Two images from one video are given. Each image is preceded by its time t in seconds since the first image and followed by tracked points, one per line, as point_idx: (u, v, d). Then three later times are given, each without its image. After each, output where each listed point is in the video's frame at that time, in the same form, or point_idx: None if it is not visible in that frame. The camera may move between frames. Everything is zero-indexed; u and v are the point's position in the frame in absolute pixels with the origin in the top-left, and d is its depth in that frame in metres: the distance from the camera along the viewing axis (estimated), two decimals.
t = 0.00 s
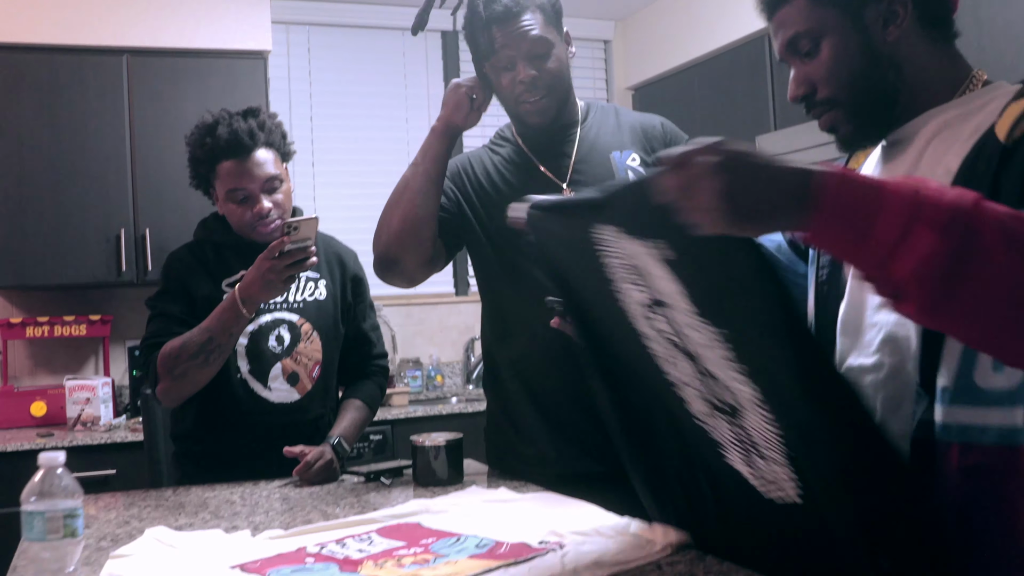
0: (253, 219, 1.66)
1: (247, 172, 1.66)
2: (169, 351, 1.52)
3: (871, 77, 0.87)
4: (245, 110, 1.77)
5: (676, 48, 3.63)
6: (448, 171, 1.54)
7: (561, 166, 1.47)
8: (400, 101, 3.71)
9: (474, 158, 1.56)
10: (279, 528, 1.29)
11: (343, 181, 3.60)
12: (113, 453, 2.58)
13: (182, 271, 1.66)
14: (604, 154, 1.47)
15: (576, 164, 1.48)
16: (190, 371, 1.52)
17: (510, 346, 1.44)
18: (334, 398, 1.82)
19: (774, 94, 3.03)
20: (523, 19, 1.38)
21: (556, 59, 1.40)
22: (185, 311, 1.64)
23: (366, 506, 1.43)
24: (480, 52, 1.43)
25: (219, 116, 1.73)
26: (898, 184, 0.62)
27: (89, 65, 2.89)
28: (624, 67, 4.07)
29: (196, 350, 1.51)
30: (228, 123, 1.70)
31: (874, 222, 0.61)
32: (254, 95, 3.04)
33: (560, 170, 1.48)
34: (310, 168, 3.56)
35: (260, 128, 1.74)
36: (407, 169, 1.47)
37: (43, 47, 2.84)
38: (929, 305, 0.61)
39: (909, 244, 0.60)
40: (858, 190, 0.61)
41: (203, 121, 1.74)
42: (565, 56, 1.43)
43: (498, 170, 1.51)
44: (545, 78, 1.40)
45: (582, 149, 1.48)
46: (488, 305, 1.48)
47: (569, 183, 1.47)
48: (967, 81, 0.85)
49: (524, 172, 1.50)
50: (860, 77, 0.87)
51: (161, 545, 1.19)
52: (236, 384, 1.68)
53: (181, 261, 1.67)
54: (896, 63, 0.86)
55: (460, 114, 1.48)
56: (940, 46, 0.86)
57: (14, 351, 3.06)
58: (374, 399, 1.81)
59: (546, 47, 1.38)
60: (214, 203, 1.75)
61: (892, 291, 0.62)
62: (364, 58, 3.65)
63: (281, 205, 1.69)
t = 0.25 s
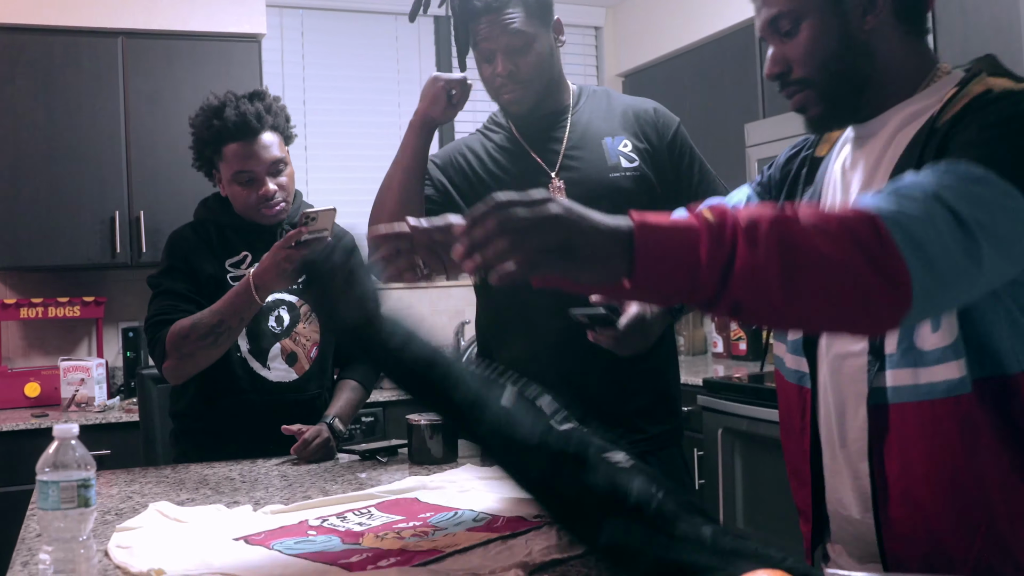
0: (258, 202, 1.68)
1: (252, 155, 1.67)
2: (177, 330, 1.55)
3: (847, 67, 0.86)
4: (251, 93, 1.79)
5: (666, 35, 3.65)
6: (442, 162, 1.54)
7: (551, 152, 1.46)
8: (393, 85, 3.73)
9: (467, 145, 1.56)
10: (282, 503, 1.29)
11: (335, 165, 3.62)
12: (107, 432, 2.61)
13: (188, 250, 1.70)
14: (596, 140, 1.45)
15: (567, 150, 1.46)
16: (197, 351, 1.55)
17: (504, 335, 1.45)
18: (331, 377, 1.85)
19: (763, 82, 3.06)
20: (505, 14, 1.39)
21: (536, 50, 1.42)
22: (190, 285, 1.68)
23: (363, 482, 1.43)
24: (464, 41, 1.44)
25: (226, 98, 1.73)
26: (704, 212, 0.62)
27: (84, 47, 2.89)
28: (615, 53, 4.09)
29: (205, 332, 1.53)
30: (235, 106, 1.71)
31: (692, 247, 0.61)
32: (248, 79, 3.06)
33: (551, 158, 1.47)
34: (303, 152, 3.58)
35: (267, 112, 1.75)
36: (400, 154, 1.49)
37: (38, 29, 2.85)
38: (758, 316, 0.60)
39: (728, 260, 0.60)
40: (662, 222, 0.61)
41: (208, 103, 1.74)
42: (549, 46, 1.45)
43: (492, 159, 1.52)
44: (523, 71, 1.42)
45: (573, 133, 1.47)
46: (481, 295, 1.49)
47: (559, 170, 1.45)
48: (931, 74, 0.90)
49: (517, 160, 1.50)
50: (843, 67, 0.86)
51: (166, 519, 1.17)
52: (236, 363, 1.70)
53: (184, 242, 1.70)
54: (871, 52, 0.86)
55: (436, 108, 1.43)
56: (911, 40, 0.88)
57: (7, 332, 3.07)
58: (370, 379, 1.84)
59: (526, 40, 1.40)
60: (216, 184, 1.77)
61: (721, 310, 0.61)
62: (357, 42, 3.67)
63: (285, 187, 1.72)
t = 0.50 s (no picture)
0: (268, 211, 1.71)
1: (263, 164, 1.71)
2: (193, 338, 1.56)
3: (805, 93, 0.95)
4: (264, 104, 1.81)
5: (662, 49, 3.69)
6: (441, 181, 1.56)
7: (544, 165, 1.48)
8: (391, 95, 3.75)
9: (464, 163, 1.57)
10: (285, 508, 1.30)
11: (333, 173, 3.65)
12: (105, 438, 2.62)
13: (197, 254, 1.71)
14: (590, 154, 1.49)
15: (561, 165, 1.48)
16: (210, 360, 1.56)
17: (505, 348, 1.46)
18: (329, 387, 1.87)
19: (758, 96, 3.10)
20: (498, 29, 1.44)
21: (530, 67, 1.45)
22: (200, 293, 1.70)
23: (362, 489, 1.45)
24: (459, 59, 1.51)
25: (240, 107, 1.76)
26: (882, 416, 0.75)
27: (86, 54, 2.91)
28: (611, 66, 4.13)
29: (221, 342, 1.55)
30: (249, 115, 1.73)
31: (877, 452, 0.73)
32: (247, 87, 3.08)
33: (543, 171, 1.48)
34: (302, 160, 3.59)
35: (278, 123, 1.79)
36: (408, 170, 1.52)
37: (40, 35, 2.86)
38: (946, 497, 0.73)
39: (910, 460, 0.73)
40: (846, 434, 0.74)
41: (221, 112, 1.77)
42: (542, 63, 1.48)
43: (487, 172, 1.53)
44: (519, 88, 1.45)
45: (568, 149, 1.50)
46: (482, 308, 1.51)
47: (552, 185, 1.46)
48: (890, 97, 0.95)
49: (510, 173, 1.50)
50: (795, 92, 0.95)
51: (170, 523, 1.19)
52: (239, 369, 1.72)
53: (193, 247, 1.71)
54: (829, 81, 0.94)
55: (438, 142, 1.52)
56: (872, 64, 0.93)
57: (5, 337, 3.09)
58: (367, 388, 1.86)
59: (521, 57, 1.44)
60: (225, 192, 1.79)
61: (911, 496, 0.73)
62: (356, 52, 3.69)
63: (293, 198, 1.75)
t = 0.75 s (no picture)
0: (276, 203, 1.72)
1: (274, 157, 1.73)
2: (202, 329, 1.58)
3: (788, 96, 0.96)
4: (274, 96, 1.82)
5: (662, 44, 3.70)
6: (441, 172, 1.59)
7: (538, 158, 1.49)
8: (393, 88, 3.76)
9: (464, 154, 1.60)
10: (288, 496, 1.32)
11: (334, 166, 3.66)
12: (107, 427, 2.64)
13: (204, 245, 1.72)
14: (583, 145, 1.49)
15: (555, 157, 1.49)
16: (219, 352, 1.58)
17: (502, 337, 1.48)
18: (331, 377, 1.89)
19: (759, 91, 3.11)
20: (497, 30, 1.42)
21: (529, 66, 1.46)
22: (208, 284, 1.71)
23: (364, 477, 1.47)
24: (454, 62, 1.48)
25: (250, 100, 1.78)
26: (945, 444, 0.80)
27: (90, 45, 2.92)
28: (611, 60, 4.13)
29: (229, 336, 1.57)
30: (261, 108, 1.75)
31: (955, 483, 0.79)
32: (250, 79, 3.09)
33: (537, 164, 1.49)
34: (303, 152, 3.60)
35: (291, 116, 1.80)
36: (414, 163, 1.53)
37: (43, 26, 2.87)
38: None
39: (985, 479, 0.78)
40: (920, 476, 0.79)
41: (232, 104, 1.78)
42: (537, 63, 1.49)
43: (485, 165, 1.55)
44: (519, 86, 1.46)
45: (562, 141, 1.51)
46: (481, 298, 1.53)
47: (546, 179, 1.47)
48: (870, 93, 0.96)
49: (506, 166, 1.52)
50: (777, 96, 0.97)
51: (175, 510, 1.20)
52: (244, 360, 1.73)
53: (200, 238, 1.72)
54: (810, 84, 0.96)
55: (444, 118, 1.51)
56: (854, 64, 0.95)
57: (7, 326, 3.10)
58: (369, 379, 1.88)
59: (520, 55, 1.44)
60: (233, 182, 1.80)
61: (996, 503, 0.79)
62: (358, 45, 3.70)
63: (302, 191, 1.77)
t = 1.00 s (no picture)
0: (274, 208, 1.73)
1: (273, 163, 1.73)
2: (193, 335, 1.59)
3: (789, 99, 0.95)
4: (275, 100, 1.83)
5: (657, 46, 3.71)
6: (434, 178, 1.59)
7: (531, 161, 1.50)
8: (388, 90, 3.77)
9: (457, 160, 1.60)
10: (284, 498, 1.32)
11: (330, 169, 3.67)
12: (103, 430, 2.64)
13: (199, 248, 1.74)
14: (577, 149, 1.50)
15: (549, 161, 1.50)
16: (210, 360, 1.59)
17: (495, 341, 1.49)
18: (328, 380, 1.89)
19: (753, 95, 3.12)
20: (496, 31, 1.44)
21: (526, 69, 1.47)
22: (201, 288, 1.72)
23: (359, 479, 1.48)
24: (451, 59, 1.49)
25: (251, 104, 1.78)
26: (889, 444, 0.79)
27: (85, 48, 2.93)
28: (606, 62, 4.14)
29: (220, 344, 1.58)
30: (260, 113, 1.76)
31: (896, 483, 0.77)
32: (246, 82, 3.10)
33: (529, 168, 1.50)
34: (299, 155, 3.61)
35: (291, 121, 1.80)
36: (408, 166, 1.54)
37: (39, 29, 2.88)
38: (972, 502, 0.76)
39: (928, 481, 0.76)
40: (864, 474, 0.77)
41: (232, 107, 1.79)
42: (534, 67, 1.50)
43: (477, 169, 1.56)
44: (514, 89, 1.47)
45: (554, 145, 1.52)
46: (474, 302, 1.53)
47: (537, 183, 1.48)
48: (869, 97, 0.96)
49: (498, 170, 1.53)
50: (779, 98, 0.95)
51: (171, 512, 1.21)
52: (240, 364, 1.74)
53: (197, 241, 1.74)
54: (811, 86, 0.95)
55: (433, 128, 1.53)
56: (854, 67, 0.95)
57: (2, 328, 3.10)
58: (366, 381, 1.89)
59: (518, 58, 1.45)
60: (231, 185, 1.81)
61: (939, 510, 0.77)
62: (353, 48, 3.70)
63: (300, 196, 1.77)
